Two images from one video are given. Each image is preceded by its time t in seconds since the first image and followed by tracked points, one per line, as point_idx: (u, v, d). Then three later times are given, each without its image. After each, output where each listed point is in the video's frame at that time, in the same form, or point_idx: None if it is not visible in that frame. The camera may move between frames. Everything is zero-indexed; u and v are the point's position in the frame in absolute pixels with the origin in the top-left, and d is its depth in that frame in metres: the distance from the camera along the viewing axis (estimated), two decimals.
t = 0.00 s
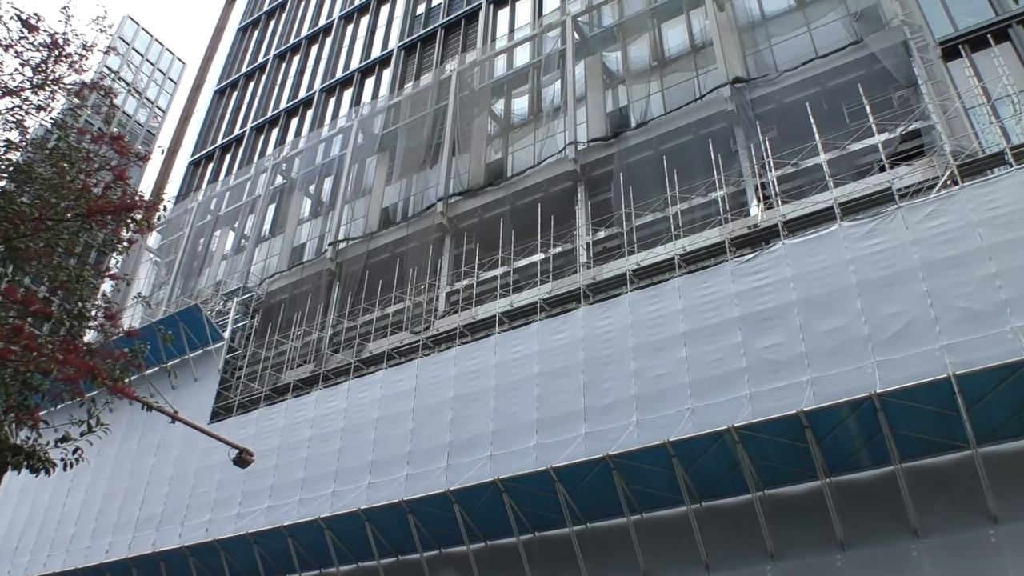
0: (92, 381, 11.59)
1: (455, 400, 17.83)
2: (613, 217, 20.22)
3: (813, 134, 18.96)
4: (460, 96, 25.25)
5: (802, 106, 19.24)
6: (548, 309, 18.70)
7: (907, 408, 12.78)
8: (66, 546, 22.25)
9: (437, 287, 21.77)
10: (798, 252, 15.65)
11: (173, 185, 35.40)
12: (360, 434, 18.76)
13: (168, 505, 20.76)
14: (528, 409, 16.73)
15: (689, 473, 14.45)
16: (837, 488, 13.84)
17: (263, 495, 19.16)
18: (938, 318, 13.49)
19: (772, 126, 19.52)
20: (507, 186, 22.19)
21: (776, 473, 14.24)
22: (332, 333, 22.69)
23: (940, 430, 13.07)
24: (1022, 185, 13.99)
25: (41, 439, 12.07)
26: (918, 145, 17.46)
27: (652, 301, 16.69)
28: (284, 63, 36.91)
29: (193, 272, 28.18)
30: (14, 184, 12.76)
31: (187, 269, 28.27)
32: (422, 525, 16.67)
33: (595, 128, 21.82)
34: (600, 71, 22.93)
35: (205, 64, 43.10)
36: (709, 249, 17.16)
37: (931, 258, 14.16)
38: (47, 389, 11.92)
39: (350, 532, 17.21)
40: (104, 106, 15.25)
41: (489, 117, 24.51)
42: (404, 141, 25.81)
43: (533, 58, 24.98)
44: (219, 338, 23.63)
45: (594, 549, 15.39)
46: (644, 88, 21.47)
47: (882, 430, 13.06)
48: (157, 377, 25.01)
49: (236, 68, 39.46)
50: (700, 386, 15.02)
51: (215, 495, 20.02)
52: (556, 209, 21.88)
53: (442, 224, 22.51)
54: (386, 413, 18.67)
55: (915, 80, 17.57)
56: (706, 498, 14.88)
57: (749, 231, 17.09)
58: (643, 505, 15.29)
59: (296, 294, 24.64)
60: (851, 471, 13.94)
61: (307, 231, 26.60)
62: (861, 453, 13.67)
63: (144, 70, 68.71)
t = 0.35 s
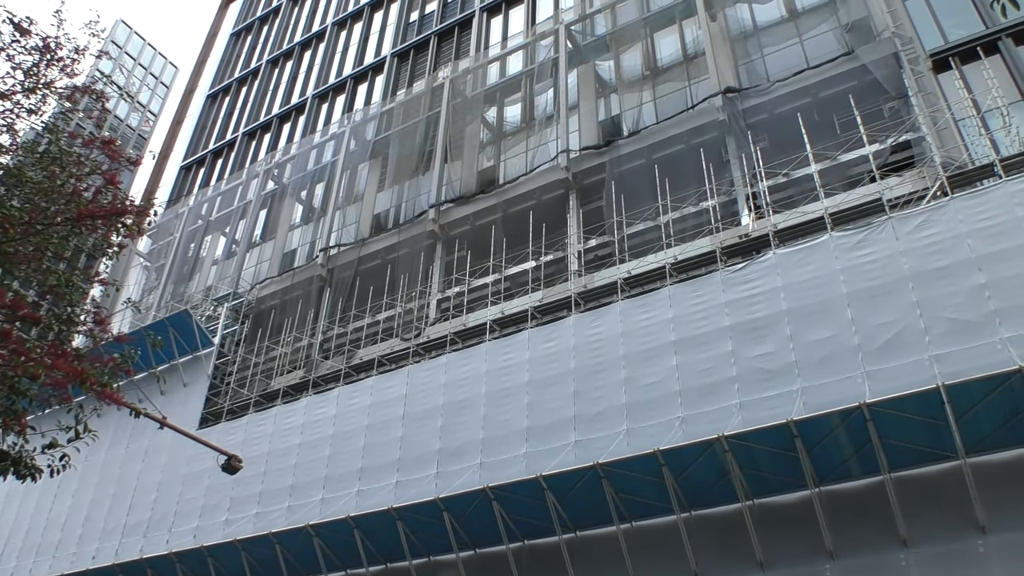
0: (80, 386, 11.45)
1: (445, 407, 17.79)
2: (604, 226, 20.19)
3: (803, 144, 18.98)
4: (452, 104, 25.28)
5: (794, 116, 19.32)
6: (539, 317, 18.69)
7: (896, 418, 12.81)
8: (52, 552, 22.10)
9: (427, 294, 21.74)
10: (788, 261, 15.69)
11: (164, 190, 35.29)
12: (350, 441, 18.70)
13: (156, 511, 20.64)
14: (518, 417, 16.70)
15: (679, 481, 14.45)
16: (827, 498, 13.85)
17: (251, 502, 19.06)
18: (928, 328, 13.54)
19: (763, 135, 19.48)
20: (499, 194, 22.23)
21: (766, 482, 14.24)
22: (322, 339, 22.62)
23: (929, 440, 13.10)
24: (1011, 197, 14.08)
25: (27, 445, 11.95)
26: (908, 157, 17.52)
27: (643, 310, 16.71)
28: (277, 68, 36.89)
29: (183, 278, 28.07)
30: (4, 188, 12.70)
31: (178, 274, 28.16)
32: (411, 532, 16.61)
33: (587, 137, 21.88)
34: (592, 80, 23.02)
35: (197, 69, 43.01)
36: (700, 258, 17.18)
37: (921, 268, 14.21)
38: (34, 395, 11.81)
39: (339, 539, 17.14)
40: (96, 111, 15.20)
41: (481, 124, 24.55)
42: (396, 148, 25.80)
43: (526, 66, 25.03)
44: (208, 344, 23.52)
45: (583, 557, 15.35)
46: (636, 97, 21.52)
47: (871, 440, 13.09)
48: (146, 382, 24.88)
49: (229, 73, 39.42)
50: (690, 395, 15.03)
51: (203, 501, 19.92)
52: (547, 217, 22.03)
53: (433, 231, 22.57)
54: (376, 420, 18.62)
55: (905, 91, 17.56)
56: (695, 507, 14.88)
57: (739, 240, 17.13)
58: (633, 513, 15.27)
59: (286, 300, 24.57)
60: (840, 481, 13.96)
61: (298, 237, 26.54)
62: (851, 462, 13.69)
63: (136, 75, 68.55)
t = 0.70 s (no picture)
0: (66, 389, 11.39)
1: (432, 413, 17.77)
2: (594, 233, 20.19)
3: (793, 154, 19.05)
4: (444, 109, 25.30)
5: (784, 126, 19.36)
6: (527, 324, 18.70)
7: (883, 427, 12.88)
8: (36, 556, 21.94)
9: (416, 300, 21.71)
10: (776, 271, 15.75)
11: (153, 192, 35.15)
12: (337, 446, 18.65)
13: (141, 515, 20.52)
14: (506, 423, 16.69)
15: (666, 489, 14.46)
16: (813, 507, 13.89)
17: (238, 506, 18.97)
18: (914, 338, 13.61)
19: (753, 144, 19.52)
20: (489, 201, 22.25)
21: (753, 490, 14.28)
22: (310, 344, 22.56)
23: (914, 450, 13.17)
24: (997, 208, 14.18)
25: (12, 448, 11.87)
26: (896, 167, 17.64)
27: (632, 317, 16.74)
28: (268, 72, 36.85)
29: (172, 280, 27.95)
30: None
31: (166, 277, 28.04)
32: (398, 538, 16.56)
33: (577, 144, 21.96)
34: (583, 88, 23.10)
35: (188, 72, 42.91)
36: (688, 266, 17.22)
37: (907, 278, 14.30)
38: (20, 398, 11.73)
39: (325, 544, 17.07)
40: (86, 112, 15.14)
41: (472, 130, 24.59)
42: (387, 153, 25.81)
43: (517, 73, 25.10)
44: (196, 347, 23.43)
45: (569, 564, 15.34)
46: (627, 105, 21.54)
47: (858, 449, 13.15)
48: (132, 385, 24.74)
49: (220, 76, 39.35)
50: (678, 403, 15.05)
51: (188, 505, 19.82)
52: (537, 224, 22.04)
53: (423, 237, 22.55)
54: (363, 426, 18.58)
55: (894, 102, 17.67)
56: (681, 514, 14.90)
57: (728, 249, 17.18)
58: (620, 521, 15.27)
59: (274, 304, 24.49)
60: (826, 489, 14.01)
61: (287, 241, 26.50)
62: (837, 471, 13.74)
63: (126, 76, 68.33)
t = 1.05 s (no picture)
0: (52, 390, 11.27)
1: (421, 419, 17.72)
2: (585, 240, 20.21)
3: (783, 162, 19.11)
4: (436, 114, 25.30)
5: (775, 135, 19.41)
6: (517, 329, 18.69)
7: (870, 436, 12.90)
8: (20, 559, 21.77)
9: (406, 304, 21.67)
10: (766, 279, 15.79)
11: (143, 194, 34.99)
12: (326, 450, 18.58)
13: (127, 518, 20.41)
14: (494, 429, 16.67)
15: (654, 496, 14.45)
16: (800, 515, 13.91)
17: (224, 511, 18.88)
18: (903, 347, 13.66)
19: (743, 152, 19.56)
20: (480, 206, 22.25)
21: (741, 498, 14.29)
22: (299, 348, 22.47)
23: (901, 459, 13.20)
24: (985, 219, 14.23)
25: None
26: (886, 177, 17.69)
27: (621, 324, 16.76)
28: (260, 74, 36.79)
29: (160, 283, 27.81)
30: None
31: (155, 279, 27.90)
32: (385, 544, 16.49)
33: (569, 151, 22.00)
34: (575, 94, 23.13)
35: (179, 73, 42.79)
36: (678, 274, 17.24)
37: (896, 288, 14.36)
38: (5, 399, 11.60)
39: (311, 549, 16.99)
40: (76, 113, 15.07)
41: (464, 135, 24.61)
42: (378, 157, 25.78)
43: (509, 79, 25.13)
44: (184, 350, 23.31)
45: (557, 571, 15.31)
46: (619, 112, 21.63)
47: (846, 458, 13.17)
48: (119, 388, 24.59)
49: (212, 78, 39.26)
50: (667, 410, 15.06)
51: (175, 509, 19.70)
52: (528, 230, 22.04)
53: (413, 242, 22.51)
54: (352, 430, 18.52)
55: (884, 113, 17.68)
56: (669, 521, 14.90)
57: (718, 257, 17.21)
58: (608, 528, 15.26)
59: (264, 308, 24.39)
60: (814, 498, 14.02)
61: (277, 245, 26.42)
62: (825, 480, 13.75)
63: (117, 77, 68.10)
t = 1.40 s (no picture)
0: (37, 392, 11.17)
1: (409, 424, 17.68)
2: (575, 246, 20.24)
3: (773, 171, 19.19)
4: (427, 119, 25.31)
5: (765, 144, 19.49)
6: (506, 336, 18.68)
7: (858, 444, 12.93)
8: (2, 563, 21.58)
9: (395, 309, 21.65)
10: (754, 288, 15.84)
11: (133, 196, 34.83)
12: (313, 455, 18.51)
13: (112, 523, 20.28)
14: (483, 435, 16.64)
15: (642, 504, 14.45)
16: (787, 523, 13.93)
17: (211, 515, 18.78)
18: (890, 357, 13.71)
19: (734, 161, 19.65)
20: (470, 212, 22.27)
21: (728, 506, 14.30)
22: (288, 352, 22.41)
23: (889, 467, 13.24)
24: (973, 229, 14.31)
25: None
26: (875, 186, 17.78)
27: (610, 331, 16.78)
28: (251, 78, 36.74)
29: (148, 286, 27.68)
30: None
31: (143, 282, 27.76)
32: (372, 550, 16.42)
33: (559, 157, 22.03)
34: (567, 101, 23.15)
35: (170, 75, 42.67)
36: (668, 281, 17.27)
37: (885, 297, 14.43)
38: None
39: (298, 555, 16.89)
40: (66, 114, 15.00)
41: (455, 141, 24.63)
42: (369, 162, 25.76)
43: (501, 85, 25.17)
44: (172, 354, 23.20)
45: None
46: (610, 120, 21.69)
47: (833, 467, 13.20)
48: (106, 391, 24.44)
49: (203, 81, 39.18)
50: (655, 418, 15.07)
51: (160, 514, 19.58)
52: (518, 236, 22.07)
53: (404, 247, 22.55)
54: (339, 435, 18.46)
55: (874, 123, 17.78)
56: (657, 529, 14.90)
57: (708, 264, 17.24)
58: (596, 535, 15.23)
59: (253, 311, 24.30)
60: (801, 506, 14.05)
61: (267, 248, 26.35)
62: (812, 488, 13.78)
63: (108, 78, 67.87)
